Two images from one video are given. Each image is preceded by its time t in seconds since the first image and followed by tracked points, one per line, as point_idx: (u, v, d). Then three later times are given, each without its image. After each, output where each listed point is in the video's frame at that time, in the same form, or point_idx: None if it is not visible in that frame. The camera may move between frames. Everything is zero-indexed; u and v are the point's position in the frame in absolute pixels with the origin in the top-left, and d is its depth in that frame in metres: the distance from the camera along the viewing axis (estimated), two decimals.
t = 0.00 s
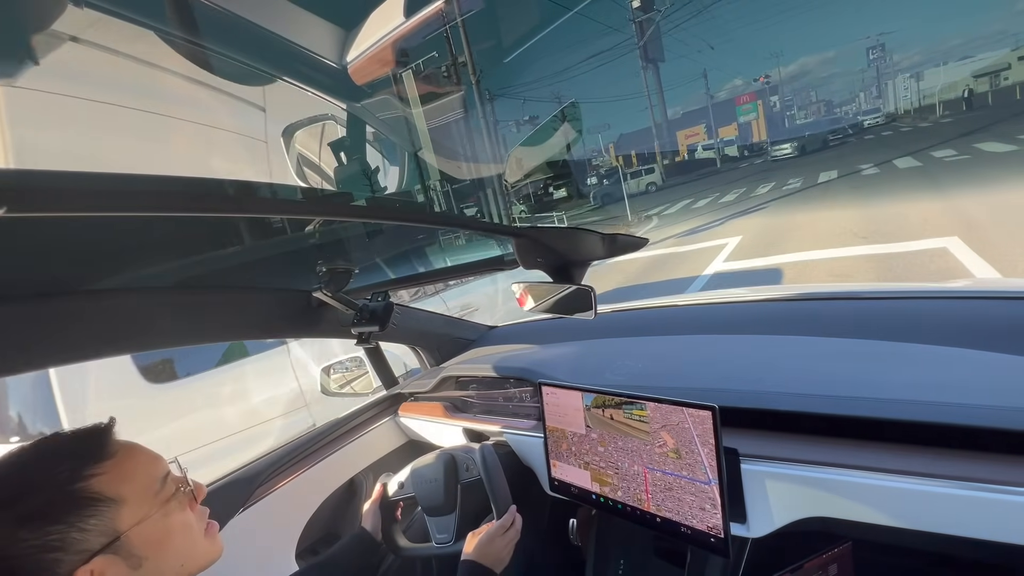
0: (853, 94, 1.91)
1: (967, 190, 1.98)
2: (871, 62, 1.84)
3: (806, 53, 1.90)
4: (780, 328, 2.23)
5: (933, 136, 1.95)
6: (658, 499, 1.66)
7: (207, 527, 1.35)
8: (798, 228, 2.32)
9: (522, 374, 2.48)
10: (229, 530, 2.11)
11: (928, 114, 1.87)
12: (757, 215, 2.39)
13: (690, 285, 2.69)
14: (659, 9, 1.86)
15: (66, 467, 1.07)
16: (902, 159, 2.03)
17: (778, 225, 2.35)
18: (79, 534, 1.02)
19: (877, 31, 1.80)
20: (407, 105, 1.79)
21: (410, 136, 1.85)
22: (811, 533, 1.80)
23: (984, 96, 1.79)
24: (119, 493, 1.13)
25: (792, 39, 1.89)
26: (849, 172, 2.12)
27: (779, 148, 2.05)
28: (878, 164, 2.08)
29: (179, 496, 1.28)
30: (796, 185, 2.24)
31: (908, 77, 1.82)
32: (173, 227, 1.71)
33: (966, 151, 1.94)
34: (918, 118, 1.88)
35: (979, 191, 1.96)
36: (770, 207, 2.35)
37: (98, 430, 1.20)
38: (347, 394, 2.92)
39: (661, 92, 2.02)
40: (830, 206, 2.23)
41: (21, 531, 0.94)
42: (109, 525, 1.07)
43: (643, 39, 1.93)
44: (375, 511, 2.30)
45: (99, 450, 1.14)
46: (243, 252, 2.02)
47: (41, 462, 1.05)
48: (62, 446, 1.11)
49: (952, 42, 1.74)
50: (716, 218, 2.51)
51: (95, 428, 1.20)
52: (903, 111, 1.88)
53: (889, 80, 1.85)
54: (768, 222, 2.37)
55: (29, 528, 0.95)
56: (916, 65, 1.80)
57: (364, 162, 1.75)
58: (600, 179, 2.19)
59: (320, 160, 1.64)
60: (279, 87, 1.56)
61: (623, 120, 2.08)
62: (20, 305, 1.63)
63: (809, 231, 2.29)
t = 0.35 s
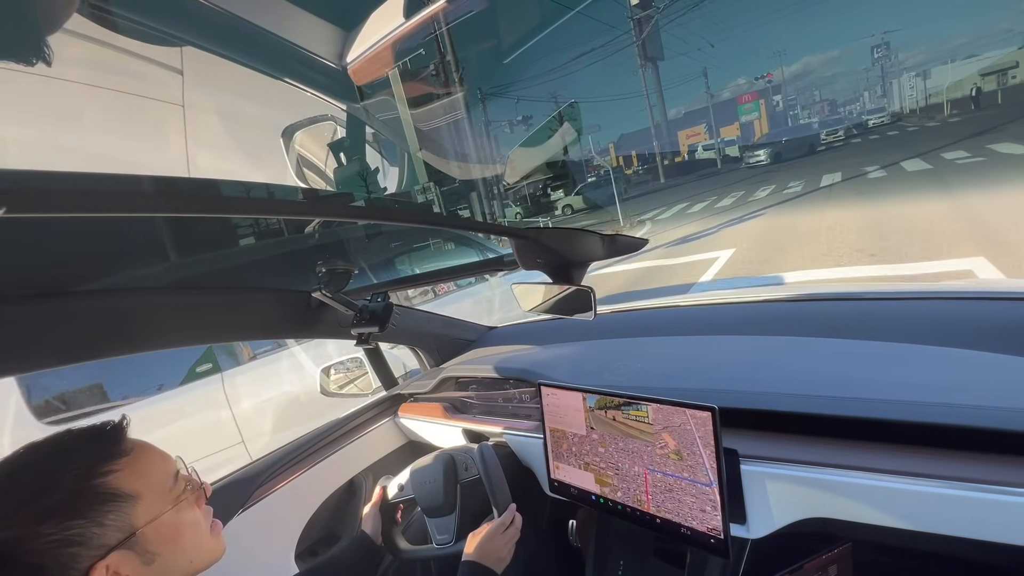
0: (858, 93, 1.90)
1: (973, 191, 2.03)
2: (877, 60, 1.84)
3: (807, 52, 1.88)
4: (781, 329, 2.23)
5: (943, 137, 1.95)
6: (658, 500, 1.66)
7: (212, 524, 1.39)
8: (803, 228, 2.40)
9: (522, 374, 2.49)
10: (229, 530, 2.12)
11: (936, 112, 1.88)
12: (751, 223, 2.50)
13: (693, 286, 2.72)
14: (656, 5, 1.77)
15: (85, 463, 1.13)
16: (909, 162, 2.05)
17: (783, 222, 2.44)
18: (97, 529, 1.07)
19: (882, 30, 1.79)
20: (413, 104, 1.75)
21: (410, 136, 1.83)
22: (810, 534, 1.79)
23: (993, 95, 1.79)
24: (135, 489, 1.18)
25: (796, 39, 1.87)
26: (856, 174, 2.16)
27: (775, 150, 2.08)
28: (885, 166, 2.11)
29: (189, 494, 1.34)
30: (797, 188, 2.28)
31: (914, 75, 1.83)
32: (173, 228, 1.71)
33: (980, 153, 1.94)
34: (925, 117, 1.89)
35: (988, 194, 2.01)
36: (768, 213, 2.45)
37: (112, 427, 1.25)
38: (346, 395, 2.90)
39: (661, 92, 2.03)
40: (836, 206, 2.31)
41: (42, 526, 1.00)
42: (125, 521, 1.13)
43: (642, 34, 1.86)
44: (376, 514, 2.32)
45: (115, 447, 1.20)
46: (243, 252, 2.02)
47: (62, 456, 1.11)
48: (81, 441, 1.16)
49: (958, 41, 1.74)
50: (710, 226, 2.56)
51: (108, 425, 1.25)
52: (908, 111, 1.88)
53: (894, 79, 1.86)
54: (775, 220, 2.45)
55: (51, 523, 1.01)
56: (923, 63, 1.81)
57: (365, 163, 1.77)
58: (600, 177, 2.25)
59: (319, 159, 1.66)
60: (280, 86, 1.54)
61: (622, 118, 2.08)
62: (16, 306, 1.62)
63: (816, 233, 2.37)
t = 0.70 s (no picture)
0: (862, 92, 1.88)
1: (978, 189, 2.01)
2: (880, 59, 1.82)
3: (811, 52, 1.89)
4: (781, 328, 2.23)
5: (951, 136, 1.96)
6: (660, 500, 1.66)
7: (224, 524, 1.40)
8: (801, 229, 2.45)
9: (522, 374, 2.49)
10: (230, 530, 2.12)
11: (942, 112, 1.87)
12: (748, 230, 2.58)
13: (695, 286, 2.70)
14: (658, 4, 1.79)
15: (110, 455, 1.17)
16: (918, 163, 2.09)
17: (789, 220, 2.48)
18: (119, 520, 1.11)
19: (886, 28, 1.79)
20: (408, 105, 1.78)
21: (411, 136, 1.84)
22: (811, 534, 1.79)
23: (1000, 94, 1.78)
24: (156, 482, 1.22)
25: (799, 39, 1.87)
26: (860, 177, 2.23)
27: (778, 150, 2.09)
28: (890, 169, 2.17)
29: (209, 489, 1.37)
30: (798, 191, 2.36)
31: (919, 74, 1.81)
32: (172, 227, 1.70)
33: (991, 154, 1.93)
34: (930, 116, 1.87)
35: (991, 190, 1.98)
36: (766, 219, 2.52)
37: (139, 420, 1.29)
38: (346, 395, 2.90)
39: (661, 92, 2.04)
40: (840, 208, 2.34)
41: (69, 513, 1.06)
42: (146, 514, 1.16)
43: (641, 32, 1.87)
44: (376, 516, 2.31)
45: (139, 441, 1.24)
46: (244, 252, 2.02)
47: (89, 447, 1.16)
48: (108, 433, 1.21)
49: (962, 40, 1.73)
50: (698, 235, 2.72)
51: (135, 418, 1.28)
52: (913, 110, 1.87)
53: (898, 78, 1.84)
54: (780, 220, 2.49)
55: (76, 512, 1.06)
56: (926, 62, 1.79)
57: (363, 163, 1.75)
58: (600, 179, 2.25)
59: (318, 159, 1.64)
60: (280, 86, 1.56)
61: (622, 118, 2.09)
62: (18, 306, 1.61)
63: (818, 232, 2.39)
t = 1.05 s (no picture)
0: (864, 92, 1.88)
1: (986, 187, 2.01)
2: (882, 59, 1.82)
3: (813, 52, 1.88)
4: (781, 328, 2.23)
5: (957, 137, 1.94)
6: (659, 500, 1.66)
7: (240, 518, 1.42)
8: (805, 228, 2.47)
9: (522, 374, 2.49)
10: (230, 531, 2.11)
11: (947, 111, 1.86)
12: (748, 232, 2.59)
13: (696, 285, 2.73)
14: (657, 3, 1.78)
15: (135, 448, 1.19)
16: (923, 163, 2.06)
17: (793, 219, 2.47)
18: (142, 511, 1.14)
19: (889, 27, 1.77)
20: (408, 105, 1.76)
21: (411, 135, 1.83)
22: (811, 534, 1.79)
23: (1007, 92, 1.76)
24: (179, 475, 1.24)
25: (800, 38, 1.86)
26: (864, 177, 2.18)
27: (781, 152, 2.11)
28: (895, 170, 2.13)
29: (228, 483, 1.40)
30: (799, 193, 2.35)
31: (922, 74, 1.81)
32: (172, 228, 1.70)
33: (1001, 155, 1.92)
34: (934, 116, 1.87)
35: (1000, 189, 1.98)
36: (767, 221, 2.53)
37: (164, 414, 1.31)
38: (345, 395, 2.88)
39: (661, 92, 2.04)
40: (847, 207, 2.31)
41: (95, 503, 1.08)
42: (168, 505, 1.19)
43: (641, 32, 1.86)
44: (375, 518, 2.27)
45: (164, 434, 1.26)
46: (244, 252, 2.01)
47: (116, 438, 1.18)
48: (134, 424, 1.23)
49: (965, 40, 1.72)
50: (698, 238, 2.71)
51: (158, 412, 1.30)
52: (917, 110, 1.85)
53: (902, 77, 1.83)
54: (781, 221, 2.50)
55: (101, 502, 1.09)
56: (930, 62, 1.78)
57: (365, 162, 1.77)
58: (600, 179, 2.28)
59: (318, 160, 1.67)
60: (281, 87, 1.56)
61: (623, 118, 2.09)
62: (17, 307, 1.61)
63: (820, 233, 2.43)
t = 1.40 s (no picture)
0: (867, 92, 1.90)
1: (992, 188, 2.00)
2: (884, 58, 1.83)
3: (814, 52, 1.89)
4: (781, 328, 2.23)
5: (962, 137, 1.93)
6: (660, 499, 1.66)
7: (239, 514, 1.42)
8: (806, 230, 2.43)
9: (522, 374, 2.48)
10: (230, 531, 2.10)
11: (950, 110, 1.85)
12: (746, 235, 2.59)
13: (699, 285, 2.73)
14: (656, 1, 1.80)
15: (129, 447, 1.19)
16: (928, 166, 2.06)
17: (792, 223, 2.45)
18: (137, 509, 1.14)
19: (891, 27, 1.78)
20: (407, 104, 1.76)
21: (410, 135, 1.83)
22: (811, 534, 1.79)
23: (1009, 92, 1.76)
24: (173, 473, 1.25)
25: (801, 38, 1.86)
26: (869, 178, 2.18)
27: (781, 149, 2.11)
28: (898, 171, 2.12)
29: (225, 480, 1.40)
30: (798, 196, 2.35)
31: (925, 73, 1.80)
32: (171, 228, 1.70)
33: (1009, 157, 1.91)
34: (937, 114, 1.86)
35: (1003, 187, 1.97)
36: (768, 223, 2.52)
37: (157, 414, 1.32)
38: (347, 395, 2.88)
39: (661, 91, 2.02)
40: (849, 208, 2.30)
41: (90, 502, 1.09)
42: (163, 503, 1.19)
43: (640, 31, 1.86)
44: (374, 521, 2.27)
45: (157, 433, 1.26)
46: (243, 251, 2.01)
47: (110, 437, 1.18)
48: (126, 424, 1.23)
49: (967, 40, 1.72)
50: (694, 242, 2.73)
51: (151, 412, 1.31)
52: (919, 109, 1.87)
53: (905, 77, 1.84)
54: (779, 223, 2.49)
55: (95, 501, 1.09)
56: (932, 61, 1.78)
57: (365, 162, 1.78)
58: (600, 179, 2.27)
59: (319, 160, 1.66)
60: (276, 87, 1.51)
61: (622, 118, 2.08)
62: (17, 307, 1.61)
63: (820, 233, 2.41)
